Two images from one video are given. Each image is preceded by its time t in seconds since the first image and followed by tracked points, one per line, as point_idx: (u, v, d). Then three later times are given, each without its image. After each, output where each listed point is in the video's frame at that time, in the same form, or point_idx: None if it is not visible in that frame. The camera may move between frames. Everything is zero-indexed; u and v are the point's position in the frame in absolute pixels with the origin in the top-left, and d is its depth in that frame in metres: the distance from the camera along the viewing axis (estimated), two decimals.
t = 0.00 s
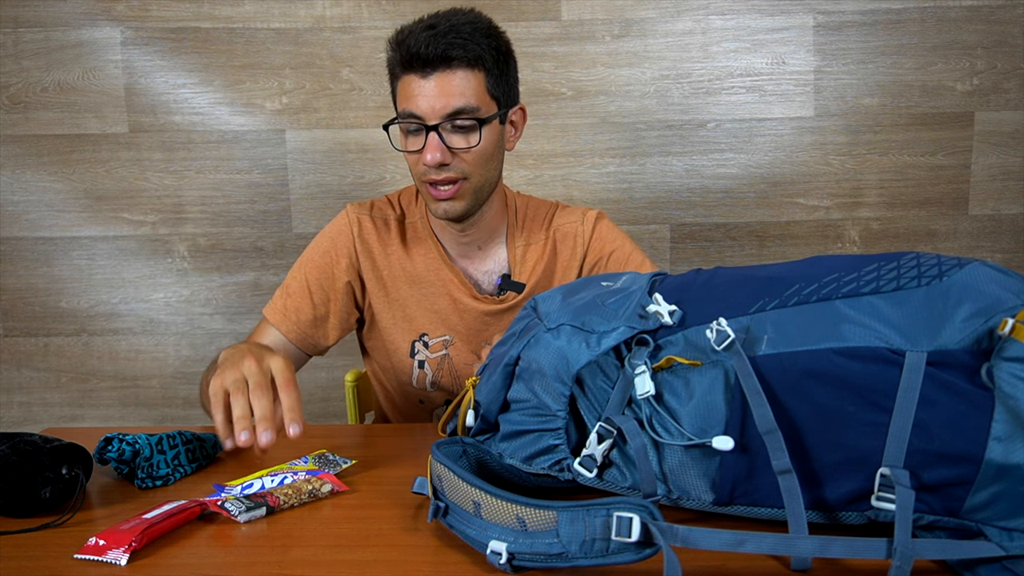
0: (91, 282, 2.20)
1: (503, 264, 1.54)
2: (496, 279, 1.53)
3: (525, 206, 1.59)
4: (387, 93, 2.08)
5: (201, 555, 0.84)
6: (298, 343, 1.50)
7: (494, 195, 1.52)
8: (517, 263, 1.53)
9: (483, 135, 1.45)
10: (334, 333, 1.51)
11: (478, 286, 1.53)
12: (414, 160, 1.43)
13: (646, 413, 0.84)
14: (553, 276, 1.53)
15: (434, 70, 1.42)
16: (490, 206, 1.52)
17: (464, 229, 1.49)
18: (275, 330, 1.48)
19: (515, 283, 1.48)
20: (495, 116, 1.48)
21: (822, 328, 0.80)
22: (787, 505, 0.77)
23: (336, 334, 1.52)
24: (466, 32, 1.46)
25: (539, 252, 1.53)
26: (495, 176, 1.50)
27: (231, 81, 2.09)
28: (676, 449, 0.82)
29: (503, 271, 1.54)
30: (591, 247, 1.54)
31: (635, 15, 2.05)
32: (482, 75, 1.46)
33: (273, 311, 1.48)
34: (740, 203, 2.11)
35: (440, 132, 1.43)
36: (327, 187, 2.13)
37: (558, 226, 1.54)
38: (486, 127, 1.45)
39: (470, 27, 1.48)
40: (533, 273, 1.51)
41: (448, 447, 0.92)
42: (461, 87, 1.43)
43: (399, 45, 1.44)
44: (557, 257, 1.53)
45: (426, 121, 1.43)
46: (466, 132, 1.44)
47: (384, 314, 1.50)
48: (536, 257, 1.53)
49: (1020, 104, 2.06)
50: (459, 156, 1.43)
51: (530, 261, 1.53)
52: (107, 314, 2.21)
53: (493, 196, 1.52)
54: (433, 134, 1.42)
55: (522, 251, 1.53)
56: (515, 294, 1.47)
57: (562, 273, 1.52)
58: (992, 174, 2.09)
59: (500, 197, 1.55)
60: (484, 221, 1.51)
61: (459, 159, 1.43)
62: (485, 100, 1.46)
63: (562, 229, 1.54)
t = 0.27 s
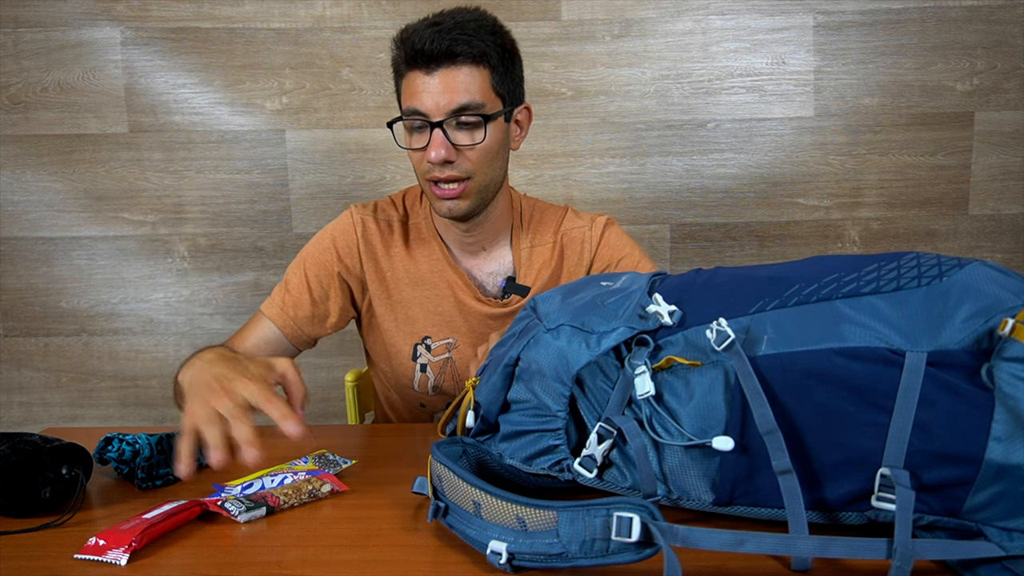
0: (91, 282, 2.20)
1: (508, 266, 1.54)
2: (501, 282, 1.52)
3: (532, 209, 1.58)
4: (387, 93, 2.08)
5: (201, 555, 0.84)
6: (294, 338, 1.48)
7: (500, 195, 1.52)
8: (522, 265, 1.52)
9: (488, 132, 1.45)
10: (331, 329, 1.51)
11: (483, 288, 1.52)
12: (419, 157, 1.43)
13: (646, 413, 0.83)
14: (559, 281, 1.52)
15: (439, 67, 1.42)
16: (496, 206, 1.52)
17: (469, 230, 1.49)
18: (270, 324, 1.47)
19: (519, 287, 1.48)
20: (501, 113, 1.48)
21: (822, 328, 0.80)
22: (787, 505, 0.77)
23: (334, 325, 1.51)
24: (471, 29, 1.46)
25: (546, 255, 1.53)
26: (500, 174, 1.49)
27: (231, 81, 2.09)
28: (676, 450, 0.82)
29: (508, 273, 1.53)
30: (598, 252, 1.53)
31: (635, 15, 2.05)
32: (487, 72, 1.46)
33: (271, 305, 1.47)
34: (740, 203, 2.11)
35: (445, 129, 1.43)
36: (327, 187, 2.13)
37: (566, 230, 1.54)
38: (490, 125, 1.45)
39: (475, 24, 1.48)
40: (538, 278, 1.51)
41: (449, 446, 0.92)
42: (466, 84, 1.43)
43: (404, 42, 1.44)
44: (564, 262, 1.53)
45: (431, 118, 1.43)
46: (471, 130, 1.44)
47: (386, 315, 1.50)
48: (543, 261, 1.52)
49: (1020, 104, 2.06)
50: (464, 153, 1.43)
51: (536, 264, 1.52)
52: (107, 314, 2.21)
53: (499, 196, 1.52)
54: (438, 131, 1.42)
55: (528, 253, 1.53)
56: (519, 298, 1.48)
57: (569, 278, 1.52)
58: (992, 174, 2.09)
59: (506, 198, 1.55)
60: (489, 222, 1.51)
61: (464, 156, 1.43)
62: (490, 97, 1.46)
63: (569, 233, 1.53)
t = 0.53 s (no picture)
0: (91, 282, 2.19)
1: (510, 265, 1.53)
2: (502, 280, 1.53)
3: (534, 207, 1.58)
4: (387, 93, 2.08)
5: (201, 554, 0.84)
6: (299, 328, 1.42)
7: (502, 195, 1.52)
8: (523, 263, 1.52)
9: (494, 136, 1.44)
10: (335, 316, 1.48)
11: (483, 287, 1.52)
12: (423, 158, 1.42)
13: (646, 413, 0.83)
14: (561, 280, 1.52)
15: (446, 68, 1.42)
16: (498, 205, 1.51)
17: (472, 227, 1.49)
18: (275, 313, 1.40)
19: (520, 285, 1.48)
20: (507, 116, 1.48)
21: (822, 328, 0.80)
22: (787, 505, 0.77)
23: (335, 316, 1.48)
24: (479, 31, 1.46)
25: (547, 253, 1.53)
26: (503, 177, 1.49)
27: (231, 81, 2.09)
28: (676, 450, 0.82)
29: (509, 271, 1.53)
30: (598, 250, 1.53)
31: (635, 15, 2.05)
32: (495, 74, 1.46)
33: (274, 296, 1.42)
34: (740, 203, 2.11)
35: (450, 130, 1.42)
36: (327, 187, 2.13)
37: (566, 227, 1.54)
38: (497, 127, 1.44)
39: (484, 26, 1.48)
40: (539, 276, 1.51)
41: (448, 447, 0.91)
42: (473, 86, 1.43)
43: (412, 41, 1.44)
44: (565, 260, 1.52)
45: (436, 119, 1.42)
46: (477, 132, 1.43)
47: (388, 314, 1.49)
48: (544, 259, 1.52)
49: (1020, 104, 2.06)
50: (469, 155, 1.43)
51: (538, 262, 1.52)
52: (107, 314, 2.21)
53: (501, 195, 1.52)
54: (443, 133, 1.41)
55: (529, 251, 1.53)
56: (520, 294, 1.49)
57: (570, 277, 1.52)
58: (992, 174, 2.09)
59: (508, 198, 1.54)
60: (492, 221, 1.51)
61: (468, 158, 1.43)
62: (496, 99, 1.46)
63: (571, 231, 1.53)
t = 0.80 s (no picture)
0: (91, 282, 2.20)
1: (513, 267, 1.53)
2: (505, 282, 1.53)
3: (536, 208, 1.58)
4: (387, 93, 2.08)
5: (201, 554, 0.84)
6: (293, 324, 1.42)
7: (505, 198, 1.52)
8: (526, 265, 1.52)
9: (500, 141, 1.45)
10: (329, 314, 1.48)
11: (485, 289, 1.52)
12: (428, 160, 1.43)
13: (646, 413, 0.83)
14: (563, 281, 1.52)
15: (454, 71, 1.42)
16: (501, 208, 1.51)
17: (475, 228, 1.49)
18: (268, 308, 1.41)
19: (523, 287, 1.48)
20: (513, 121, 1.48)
21: (822, 328, 0.80)
22: (787, 506, 0.77)
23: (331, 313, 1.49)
24: (488, 34, 1.46)
25: (549, 255, 1.53)
26: (507, 181, 1.50)
27: (231, 81, 2.09)
28: (676, 450, 0.82)
29: (513, 274, 1.53)
30: (600, 251, 1.53)
31: (635, 15, 2.05)
32: (503, 78, 1.46)
33: (270, 291, 1.43)
34: (740, 203, 2.11)
35: (456, 134, 1.43)
36: (327, 187, 2.13)
37: (569, 229, 1.54)
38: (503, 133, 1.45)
39: (493, 28, 1.48)
40: (542, 277, 1.51)
41: (448, 447, 0.91)
42: (481, 90, 1.43)
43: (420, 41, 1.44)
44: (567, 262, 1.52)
45: (443, 122, 1.42)
46: (483, 137, 1.44)
47: (391, 314, 1.49)
48: (546, 261, 1.52)
49: (1020, 104, 2.06)
50: (474, 160, 1.43)
51: (540, 264, 1.52)
52: (107, 314, 2.21)
53: (504, 198, 1.52)
54: (449, 136, 1.42)
55: (532, 254, 1.52)
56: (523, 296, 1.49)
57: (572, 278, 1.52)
58: (992, 174, 2.09)
59: (510, 199, 1.54)
60: (495, 223, 1.51)
61: (474, 163, 1.44)
62: (503, 104, 1.46)
63: (573, 233, 1.53)
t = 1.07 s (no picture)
0: (91, 282, 2.20)
1: (513, 267, 1.53)
2: (505, 282, 1.52)
3: (536, 208, 1.58)
4: (387, 93, 2.08)
5: (201, 554, 0.84)
6: (284, 308, 1.45)
7: (506, 198, 1.52)
8: (526, 265, 1.52)
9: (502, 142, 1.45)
10: (323, 304, 1.50)
11: (485, 289, 1.52)
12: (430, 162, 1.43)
13: (646, 413, 0.83)
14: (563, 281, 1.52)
15: (456, 73, 1.42)
16: (502, 207, 1.51)
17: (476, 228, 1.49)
18: (263, 292, 1.44)
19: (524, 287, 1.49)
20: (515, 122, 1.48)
21: (823, 328, 0.80)
22: (787, 505, 0.77)
23: (328, 304, 1.51)
24: (489, 35, 1.46)
25: (550, 255, 1.53)
26: (509, 182, 1.50)
27: (231, 81, 2.09)
28: (676, 450, 0.82)
29: (512, 274, 1.53)
30: (600, 251, 1.53)
31: (635, 15, 2.05)
32: (504, 80, 1.46)
33: (267, 275, 1.45)
34: (740, 203, 2.11)
35: (458, 137, 1.43)
36: (327, 187, 2.13)
37: (569, 229, 1.54)
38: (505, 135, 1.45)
39: (495, 30, 1.48)
40: (543, 277, 1.51)
41: (448, 447, 0.91)
42: (482, 92, 1.43)
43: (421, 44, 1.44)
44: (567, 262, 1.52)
45: (445, 124, 1.42)
46: (486, 139, 1.44)
47: (391, 314, 1.49)
48: (547, 261, 1.52)
49: (1020, 104, 2.06)
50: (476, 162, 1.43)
51: (541, 264, 1.52)
52: (107, 314, 2.21)
53: (505, 198, 1.52)
54: (451, 138, 1.42)
55: (532, 254, 1.52)
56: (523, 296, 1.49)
57: (573, 278, 1.51)
58: (992, 174, 2.09)
59: (511, 200, 1.54)
60: (495, 223, 1.51)
61: (476, 165, 1.44)
62: (504, 106, 1.46)
63: (573, 233, 1.53)
